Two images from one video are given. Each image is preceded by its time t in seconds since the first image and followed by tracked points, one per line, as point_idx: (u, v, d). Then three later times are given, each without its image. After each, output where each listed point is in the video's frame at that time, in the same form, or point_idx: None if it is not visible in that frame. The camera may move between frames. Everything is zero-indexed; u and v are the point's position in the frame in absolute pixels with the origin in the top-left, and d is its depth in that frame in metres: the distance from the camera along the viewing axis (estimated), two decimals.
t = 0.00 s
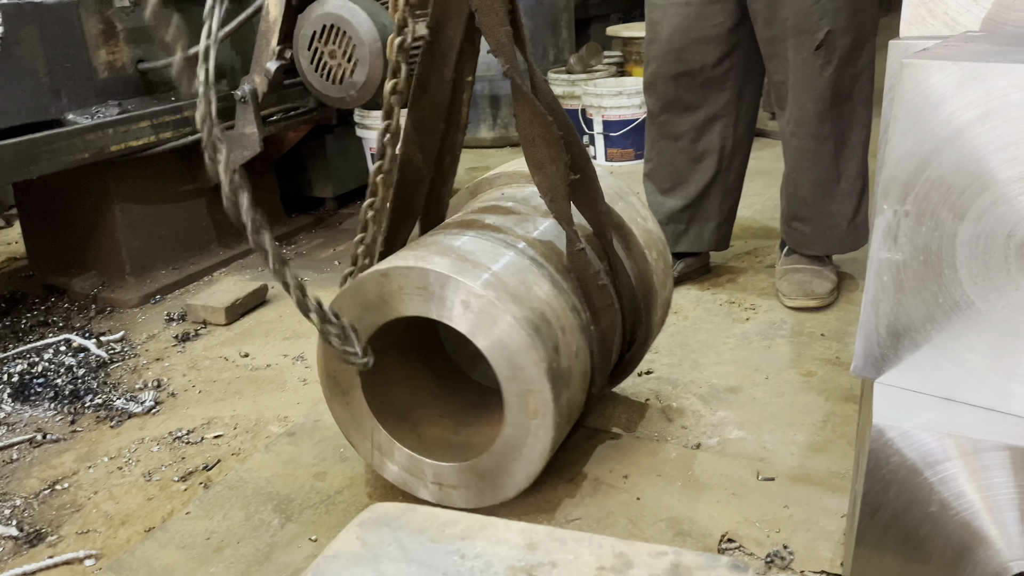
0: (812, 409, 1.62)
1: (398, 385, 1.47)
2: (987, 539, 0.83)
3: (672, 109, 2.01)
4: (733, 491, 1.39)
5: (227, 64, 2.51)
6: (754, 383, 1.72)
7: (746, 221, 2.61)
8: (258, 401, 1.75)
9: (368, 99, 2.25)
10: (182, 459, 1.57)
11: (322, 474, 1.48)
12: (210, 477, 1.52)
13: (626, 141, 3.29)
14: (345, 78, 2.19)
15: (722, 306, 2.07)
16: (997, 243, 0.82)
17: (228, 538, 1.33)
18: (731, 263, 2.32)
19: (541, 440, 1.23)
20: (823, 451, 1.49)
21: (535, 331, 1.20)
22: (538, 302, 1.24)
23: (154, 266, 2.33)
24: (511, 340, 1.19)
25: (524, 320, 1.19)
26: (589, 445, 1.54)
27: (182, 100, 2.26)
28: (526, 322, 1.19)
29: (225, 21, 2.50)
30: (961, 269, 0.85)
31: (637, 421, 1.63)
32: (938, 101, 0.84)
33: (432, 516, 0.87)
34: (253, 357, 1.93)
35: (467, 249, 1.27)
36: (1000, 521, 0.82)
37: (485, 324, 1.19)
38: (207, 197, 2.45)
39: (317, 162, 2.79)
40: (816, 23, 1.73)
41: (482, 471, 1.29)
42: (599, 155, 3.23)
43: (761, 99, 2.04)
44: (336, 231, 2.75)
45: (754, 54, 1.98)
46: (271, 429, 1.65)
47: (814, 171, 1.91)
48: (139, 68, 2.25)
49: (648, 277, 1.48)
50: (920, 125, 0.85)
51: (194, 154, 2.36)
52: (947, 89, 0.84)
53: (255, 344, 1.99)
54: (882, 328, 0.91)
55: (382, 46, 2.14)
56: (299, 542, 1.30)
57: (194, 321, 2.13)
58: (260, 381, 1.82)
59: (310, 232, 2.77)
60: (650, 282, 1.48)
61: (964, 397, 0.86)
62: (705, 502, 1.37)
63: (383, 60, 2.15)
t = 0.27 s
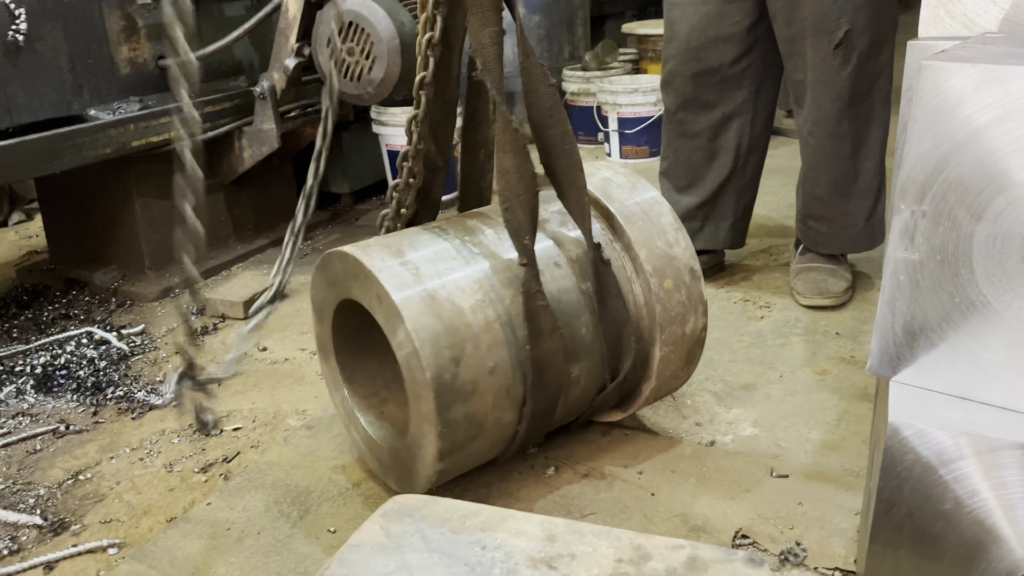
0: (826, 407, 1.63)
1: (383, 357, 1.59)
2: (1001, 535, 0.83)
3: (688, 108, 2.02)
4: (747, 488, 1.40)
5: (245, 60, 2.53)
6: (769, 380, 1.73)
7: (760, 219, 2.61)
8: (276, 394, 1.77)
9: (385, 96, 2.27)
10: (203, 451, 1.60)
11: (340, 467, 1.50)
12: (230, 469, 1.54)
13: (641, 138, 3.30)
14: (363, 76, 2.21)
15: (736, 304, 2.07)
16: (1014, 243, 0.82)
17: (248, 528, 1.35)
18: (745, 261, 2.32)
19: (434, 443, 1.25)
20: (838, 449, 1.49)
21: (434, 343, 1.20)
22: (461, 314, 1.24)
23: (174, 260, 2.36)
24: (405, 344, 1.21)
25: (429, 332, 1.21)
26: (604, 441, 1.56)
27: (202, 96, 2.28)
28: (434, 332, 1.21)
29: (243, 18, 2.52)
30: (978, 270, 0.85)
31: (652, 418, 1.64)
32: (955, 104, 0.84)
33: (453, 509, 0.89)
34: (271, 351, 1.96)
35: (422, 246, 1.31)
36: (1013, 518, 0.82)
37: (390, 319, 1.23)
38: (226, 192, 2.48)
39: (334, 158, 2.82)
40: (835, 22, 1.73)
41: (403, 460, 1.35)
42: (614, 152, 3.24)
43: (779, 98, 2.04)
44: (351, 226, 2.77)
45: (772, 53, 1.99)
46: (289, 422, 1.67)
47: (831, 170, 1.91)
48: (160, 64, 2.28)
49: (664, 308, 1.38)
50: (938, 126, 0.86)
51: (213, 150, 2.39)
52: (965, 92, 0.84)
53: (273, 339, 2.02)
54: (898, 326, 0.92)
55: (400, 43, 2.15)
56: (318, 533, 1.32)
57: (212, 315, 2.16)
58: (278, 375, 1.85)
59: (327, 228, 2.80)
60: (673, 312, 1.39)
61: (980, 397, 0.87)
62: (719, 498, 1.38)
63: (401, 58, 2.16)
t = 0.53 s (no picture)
0: (841, 410, 1.62)
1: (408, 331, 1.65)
2: None
3: (704, 108, 2.01)
4: (762, 490, 1.40)
5: (259, 58, 2.54)
6: (783, 382, 1.73)
7: (773, 220, 2.60)
8: (290, 393, 1.78)
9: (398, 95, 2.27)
10: (217, 449, 1.61)
11: (354, 466, 1.50)
12: (244, 467, 1.55)
13: (654, 137, 3.29)
14: (377, 74, 2.21)
15: (750, 305, 2.07)
16: None
17: (264, 527, 1.35)
18: (759, 262, 2.32)
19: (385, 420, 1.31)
20: (853, 452, 1.49)
21: (387, 327, 1.26)
22: (423, 303, 1.28)
23: (187, 258, 2.37)
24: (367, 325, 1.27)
25: (387, 317, 1.26)
26: (618, 441, 1.55)
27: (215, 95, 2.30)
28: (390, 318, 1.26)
29: (259, 16, 2.53)
30: (1001, 276, 0.82)
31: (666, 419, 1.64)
32: (978, 107, 0.82)
33: (472, 511, 0.89)
34: (285, 349, 1.96)
35: (411, 234, 1.35)
36: None
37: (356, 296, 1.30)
38: (240, 190, 2.49)
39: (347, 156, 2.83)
40: (853, 23, 1.73)
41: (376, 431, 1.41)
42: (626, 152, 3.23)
43: (795, 99, 2.03)
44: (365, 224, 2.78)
45: (789, 54, 1.98)
46: (304, 420, 1.67)
47: (847, 170, 1.90)
48: (175, 63, 2.29)
49: (652, 329, 1.31)
50: (961, 129, 0.83)
51: (227, 148, 2.40)
52: (988, 95, 0.81)
53: (286, 337, 2.02)
54: (920, 331, 0.90)
55: (415, 43, 2.15)
56: (334, 533, 1.32)
57: (226, 313, 2.16)
58: (292, 373, 1.85)
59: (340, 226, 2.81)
60: (664, 332, 1.32)
61: (1001, 402, 0.85)
62: (734, 500, 1.38)
63: (415, 57, 2.16)
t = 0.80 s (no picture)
0: (853, 412, 1.61)
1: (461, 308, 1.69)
2: None
3: (715, 109, 2.00)
4: (773, 492, 1.39)
5: (270, 57, 2.55)
6: (794, 384, 1.72)
7: (784, 221, 2.59)
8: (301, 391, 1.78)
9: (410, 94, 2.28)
10: (227, 447, 1.61)
11: (364, 465, 1.50)
12: (254, 465, 1.55)
13: (664, 137, 3.28)
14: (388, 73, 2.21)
15: (762, 306, 2.06)
16: None
17: (274, 524, 1.35)
18: (770, 263, 2.31)
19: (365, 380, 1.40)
20: (865, 454, 1.48)
21: (364, 297, 1.36)
22: (401, 281, 1.36)
23: (198, 257, 2.38)
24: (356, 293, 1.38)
25: (366, 287, 1.36)
26: (629, 442, 1.55)
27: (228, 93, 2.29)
28: (369, 288, 1.36)
29: (270, 14, 2.58)
30: (1019, 278, 0.81)
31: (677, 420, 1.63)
32: (998, 109, 0.81)
33: (484, 511, 0.89)
34: (296, 347, 1.97)
35: (418, 217, 1.43)
36: None
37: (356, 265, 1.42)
38: (250, 188, 2.49)
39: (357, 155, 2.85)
40: (868, 24, 1.71)
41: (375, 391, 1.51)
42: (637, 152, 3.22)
43: (807, 100, 2.02)
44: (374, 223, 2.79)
45: (802, 55, 1.97)
46: (314, 418, 1.68)
47: (860, 173, 1.89)
48: (187, 62, 2.25)
49: (620, 339, 1.28)
50: (980, 131, 0.82)
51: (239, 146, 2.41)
52: (1007, 97, 0.80)
53: (296, 336, 2.03)
54: (935, 334, 0.88)
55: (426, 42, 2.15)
56: (344, 531, 1.32)
57: (236, 311, 2.17)
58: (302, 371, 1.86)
59: (350, 224, 2.82)
60: (631, 342, 1.29)
61: (1018, 406, 0.83)
62: (745, 502, 1.37)
63: (426, 56, 2.16)
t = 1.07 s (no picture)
0: (860, 414, 1.60)
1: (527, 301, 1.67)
2: None
3: (722, 110, 2.00)
4: (780, 494, 1.38)
5: (277, 56, 2.55)
6: (801, 386, 1.71)
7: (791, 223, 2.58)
8: (305, 390, 1.78)
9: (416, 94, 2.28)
10: (232, 445, 1.60)
11: (369, 464, 1.49)
12: (259, 464, 1.54)
13: (670, 139, 3.27)
14: (395, 73, 2.21)
15: (768, 308, 2.05)
16: None
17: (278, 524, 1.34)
18: (777, 265, 2.30)
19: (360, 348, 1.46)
20: (873, 457, 1.47)
21: (357, 271, 1.42)
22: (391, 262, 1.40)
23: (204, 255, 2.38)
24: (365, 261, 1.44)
25: (359, 263, 1.42)
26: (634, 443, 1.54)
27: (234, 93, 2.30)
28: (362, 265, 1.42)
29: (276, 14, 2.54)
30: None
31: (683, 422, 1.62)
32: (1011, 108, 0.80)
33: (490, 511, 0.88)
34: (301, 347, 1.96)
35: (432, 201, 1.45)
36: None
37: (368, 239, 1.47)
38: (256, 187, 2.49)
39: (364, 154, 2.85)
40: (876, 25, 1.70)
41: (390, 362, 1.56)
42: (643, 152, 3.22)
43: (815, 102, 2.01)
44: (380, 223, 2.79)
45: (809, 55, 1.96)
46: (319, 418, 1.67)
47: (868, 174, 1.88)
48: (194, 60, 2.30)
49: (566, 351, 1.19)
50: (993, 131, 0.81)
51: (246, 146, 2.41)
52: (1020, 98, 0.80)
53: (301, 335, 2.02)
54: (945, 335, 0.87)
55: (433, 41, 2.15)
56: (348, 531, 1.32)
57: (241, 310, 2.17)
58: (307, 370, 1.85)
59: (355, 224, 2.82)
60: (576, 357, 1.19)
61: None
62: (752, 505, 1.36)
63: (433, 56, 2.16)
